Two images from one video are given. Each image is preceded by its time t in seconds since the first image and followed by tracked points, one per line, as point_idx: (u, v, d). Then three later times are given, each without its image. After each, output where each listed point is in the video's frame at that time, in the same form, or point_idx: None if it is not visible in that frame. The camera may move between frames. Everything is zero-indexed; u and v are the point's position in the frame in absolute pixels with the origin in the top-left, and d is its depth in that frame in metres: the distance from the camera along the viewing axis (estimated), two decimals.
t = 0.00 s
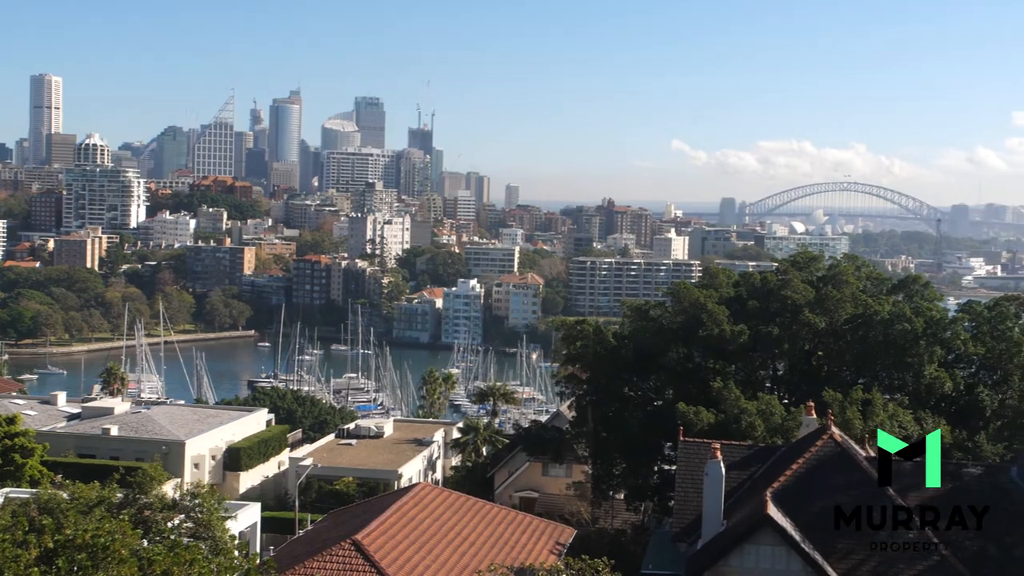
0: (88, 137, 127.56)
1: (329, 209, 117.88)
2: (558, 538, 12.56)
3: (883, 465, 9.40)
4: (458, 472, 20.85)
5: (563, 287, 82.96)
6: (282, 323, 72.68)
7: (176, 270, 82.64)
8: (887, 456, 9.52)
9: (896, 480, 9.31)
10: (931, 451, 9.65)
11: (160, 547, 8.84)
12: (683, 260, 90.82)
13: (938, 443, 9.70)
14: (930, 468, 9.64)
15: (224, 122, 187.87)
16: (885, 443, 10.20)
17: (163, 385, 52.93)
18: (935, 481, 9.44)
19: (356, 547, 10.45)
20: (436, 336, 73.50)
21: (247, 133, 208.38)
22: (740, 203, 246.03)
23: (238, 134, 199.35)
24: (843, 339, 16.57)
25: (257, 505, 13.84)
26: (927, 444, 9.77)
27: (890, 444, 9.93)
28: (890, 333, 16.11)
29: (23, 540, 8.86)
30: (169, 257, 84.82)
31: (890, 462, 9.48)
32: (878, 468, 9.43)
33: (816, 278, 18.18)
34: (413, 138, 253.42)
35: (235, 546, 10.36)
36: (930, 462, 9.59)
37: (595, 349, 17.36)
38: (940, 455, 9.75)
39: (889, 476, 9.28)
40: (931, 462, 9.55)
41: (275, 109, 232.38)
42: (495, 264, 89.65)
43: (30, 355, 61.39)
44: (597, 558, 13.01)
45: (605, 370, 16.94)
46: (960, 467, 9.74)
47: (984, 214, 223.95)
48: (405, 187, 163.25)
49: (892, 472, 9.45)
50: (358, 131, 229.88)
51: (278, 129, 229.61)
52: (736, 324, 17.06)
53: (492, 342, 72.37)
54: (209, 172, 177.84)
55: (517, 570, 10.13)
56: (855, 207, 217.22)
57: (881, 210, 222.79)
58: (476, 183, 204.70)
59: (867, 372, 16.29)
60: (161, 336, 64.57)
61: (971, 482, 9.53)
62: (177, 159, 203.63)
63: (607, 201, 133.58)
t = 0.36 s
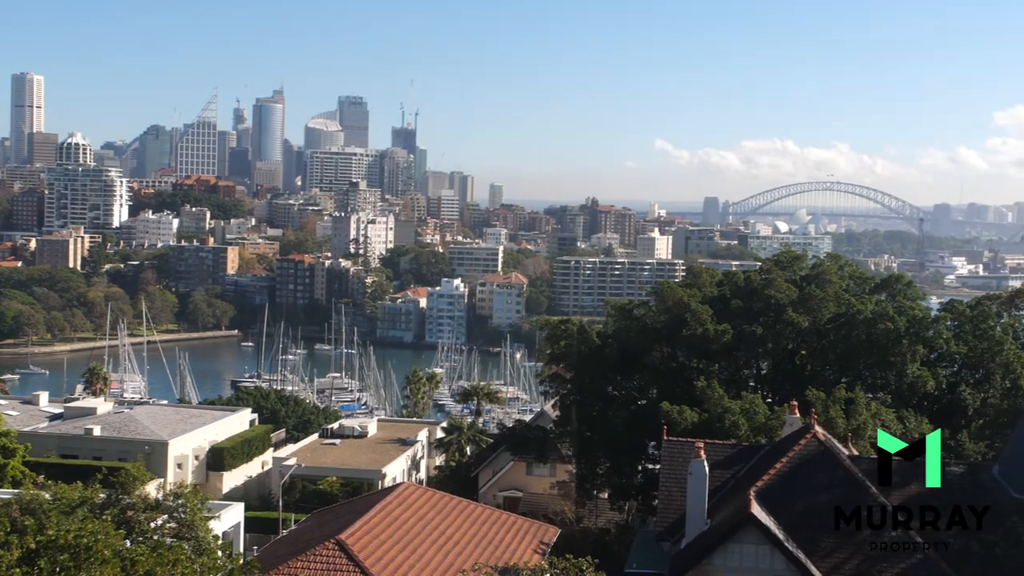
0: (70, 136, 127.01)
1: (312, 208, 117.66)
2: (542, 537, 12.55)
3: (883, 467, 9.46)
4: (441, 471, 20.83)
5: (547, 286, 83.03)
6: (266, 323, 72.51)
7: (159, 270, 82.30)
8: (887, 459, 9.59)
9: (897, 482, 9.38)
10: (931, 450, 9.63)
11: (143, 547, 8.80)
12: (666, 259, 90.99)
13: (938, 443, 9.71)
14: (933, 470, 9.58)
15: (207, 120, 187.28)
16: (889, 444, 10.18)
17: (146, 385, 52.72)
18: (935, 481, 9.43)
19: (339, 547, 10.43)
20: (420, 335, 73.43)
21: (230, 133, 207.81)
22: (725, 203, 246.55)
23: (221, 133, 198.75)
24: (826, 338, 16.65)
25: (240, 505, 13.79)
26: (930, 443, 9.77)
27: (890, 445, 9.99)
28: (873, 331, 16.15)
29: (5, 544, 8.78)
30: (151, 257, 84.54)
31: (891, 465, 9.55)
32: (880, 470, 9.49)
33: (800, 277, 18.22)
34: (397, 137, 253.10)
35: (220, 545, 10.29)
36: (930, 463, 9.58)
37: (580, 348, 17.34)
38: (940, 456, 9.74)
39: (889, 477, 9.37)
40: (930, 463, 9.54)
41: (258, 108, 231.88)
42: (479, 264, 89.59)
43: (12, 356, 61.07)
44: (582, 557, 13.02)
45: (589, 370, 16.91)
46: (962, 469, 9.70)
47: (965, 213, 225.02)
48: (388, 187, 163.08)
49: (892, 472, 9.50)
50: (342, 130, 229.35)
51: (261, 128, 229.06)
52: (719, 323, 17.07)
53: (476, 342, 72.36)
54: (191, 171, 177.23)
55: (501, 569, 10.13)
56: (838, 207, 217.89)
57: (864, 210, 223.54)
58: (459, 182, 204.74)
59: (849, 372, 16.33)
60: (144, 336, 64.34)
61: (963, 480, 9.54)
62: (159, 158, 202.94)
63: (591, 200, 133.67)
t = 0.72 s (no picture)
0: (55, 135, 126.53)
1: (298, 207, 117.52)
2: (529, 536, 12.56)
3: (883, 469, 9.51)
4: (428, 471, 20.82)
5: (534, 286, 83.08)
6: (251, 322, 72.36)
7: (144, 269, 82.06)
8: (886, 461, 9.63)
9: (897, 483, 9.42)
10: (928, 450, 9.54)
11: (128, 548, 8.74)
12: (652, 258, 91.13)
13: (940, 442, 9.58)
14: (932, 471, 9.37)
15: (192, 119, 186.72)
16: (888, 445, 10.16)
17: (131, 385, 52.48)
18: (935, 482, 9.28)
19: (325, 546, 10.41)
20: (405, 335, 73.38)
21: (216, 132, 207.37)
22: (710, 203, 246.94)
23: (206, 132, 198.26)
24: (811, 337, 16.71)
25: (226, 505, 13.76)
26: (929, 442, 9.62)
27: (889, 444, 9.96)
28: (858, 330, 16.22)
29: None
30: (137, 256, 84.27)
31: (891, 466, 9.60)
32: (881, 471, 9.55)
33: (785, 277, 18.27)
34: (383, 137, 252.95)
35: (205, 545, 10.25)
36: (930, 464, 9.36)
37: (565, 348, 17.33)
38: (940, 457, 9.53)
39: (891, 478, 9.44)
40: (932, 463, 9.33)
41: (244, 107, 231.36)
42: (465, 264, 89.54)
43: None
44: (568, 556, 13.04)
45: (575, 369, 16.90)
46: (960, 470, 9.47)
47: (949, 212, 225.95)
48: (374, 187, 162.89)
49: (891, 474, 9.55)
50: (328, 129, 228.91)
51: (247, 126, 228.56)
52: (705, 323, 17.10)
53: (462, 341, 72.32)
54: (176, 170, 176.69)
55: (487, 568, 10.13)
56: (823, 207, 218.45)
57: (849, 210, 224.16)
58: (445, 181, 204.70)
59: (834, 371, 16.39)
60: (129, 336, 64.13)
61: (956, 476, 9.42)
62: (145, 157, 202.31)
63: (577, 200, 133.75)
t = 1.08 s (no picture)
0: (42, 134, 126.04)
1: (287, 207, 117.33)
2: (517, 535, 12.54)
3: (884, 469, 9.56)
4: (417, 471, 20.79)
5: (522, 286, 83.05)
6: (239, 322, 72.17)
7: (132, 269, 81.78)
8: (886, 460, 9.67)
9: (896, 484, 9.47)
10: (929, 450, 9.53)
11: (116, 548, 8.69)
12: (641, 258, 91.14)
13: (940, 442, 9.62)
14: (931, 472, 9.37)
15: (179, 119, 186.14)
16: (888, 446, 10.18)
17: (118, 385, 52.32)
18: (935, 481, 9.28)
19: (315, 546, 10.38)
20: (394, 334, 73.28)
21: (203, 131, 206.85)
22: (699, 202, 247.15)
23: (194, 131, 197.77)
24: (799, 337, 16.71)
25: (214, 504, 13.70)
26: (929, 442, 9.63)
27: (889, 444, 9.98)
28: (845, 330, 16.25)
29: None
30: (124, 255, 83.99)
31: (891, 465, 9.64)
32: (881, 471, 9.60)
33: (774, 276, 18.27)
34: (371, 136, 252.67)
35: (193, 544, 10.20)
36: (930, 463, 9.38)
37: (555, 347, 17.28)
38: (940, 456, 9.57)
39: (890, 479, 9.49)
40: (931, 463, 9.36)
41: (232, 107, 230.81)
42: (453, 263, 89.45)
43: None
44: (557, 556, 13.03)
45: (564, 369, 16.86)
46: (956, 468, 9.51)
47: (936, 211, 226.58)
48: (362, 186, 162.60)
49: (891, 474, 9.59)
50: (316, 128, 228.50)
51: (236, 126, 228.04)
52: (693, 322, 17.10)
53: (450, 340, 72.27)
54: (164, 169, 176.24)
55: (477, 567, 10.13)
56: (811, 206, 218.81)
57: (837, 208, 224.62)
58: (433, 180, 204.50)
59: (822, 369, 16.40)
60: (117, 336, 63.89)
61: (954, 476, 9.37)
62: (133, 156, 201.71)
63: (566, 199, 133.76)
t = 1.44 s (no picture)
0: (30, 133, 125.59)
1: (276, 206, 117.16)
2: (508, 535, 12.53)
3: (883, 465, 9.60)
4: (407, 470, 20.78)
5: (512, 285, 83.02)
6: (229, 321, 72.03)
7: (121, 268, 81.55)
8: (886, 457, 9.70)
9: (894, 481, 9.50)
10: (929, 449, 9.65)
11: (106, 549, 8.66)
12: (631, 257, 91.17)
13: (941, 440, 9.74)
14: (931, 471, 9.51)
15: (168, 118, 185.65)
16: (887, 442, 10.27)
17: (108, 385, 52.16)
18: (935, 481, 9.41)
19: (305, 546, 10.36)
20: (384, 334, 73.17)
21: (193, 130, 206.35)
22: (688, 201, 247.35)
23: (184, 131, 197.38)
24: (789, 336, 16.74)
25: (205, 504, 13.68)
26: (929, 441, 9.76)
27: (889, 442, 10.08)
28: (835, 329, 16.29)
29: None
30: (113, 255, 83.71)
31: (890, 462, 9.68)
32: (880, 468, 9.62)
33: (763, 275, 18.31)
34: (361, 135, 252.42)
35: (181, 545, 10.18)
36: (930, 463, 9.52)
37: (545, 346, 17.27)
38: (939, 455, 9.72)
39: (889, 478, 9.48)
40: (932, 463, 9.49)
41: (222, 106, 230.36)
42: (443, 262, 89.36)
43: None
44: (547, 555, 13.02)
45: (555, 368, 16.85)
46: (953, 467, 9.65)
47: (926, 211, 227.12)
48: (352, 185, 162.41)
49: (892, 472, 9.62)
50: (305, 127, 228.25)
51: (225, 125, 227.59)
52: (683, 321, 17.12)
53: (440, 340, 72.20)
54: (153, 169, 175.88)
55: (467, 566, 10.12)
56: (800, 205, 219.20)
57: (827, 207, 225.04)
58: (423, 180, 204.37)
59: (812, 368, 16.42)
60: (106, 335, 63.72)
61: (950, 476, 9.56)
62: (122, 155, 201.17)
63: (555, 198, 133.75)
